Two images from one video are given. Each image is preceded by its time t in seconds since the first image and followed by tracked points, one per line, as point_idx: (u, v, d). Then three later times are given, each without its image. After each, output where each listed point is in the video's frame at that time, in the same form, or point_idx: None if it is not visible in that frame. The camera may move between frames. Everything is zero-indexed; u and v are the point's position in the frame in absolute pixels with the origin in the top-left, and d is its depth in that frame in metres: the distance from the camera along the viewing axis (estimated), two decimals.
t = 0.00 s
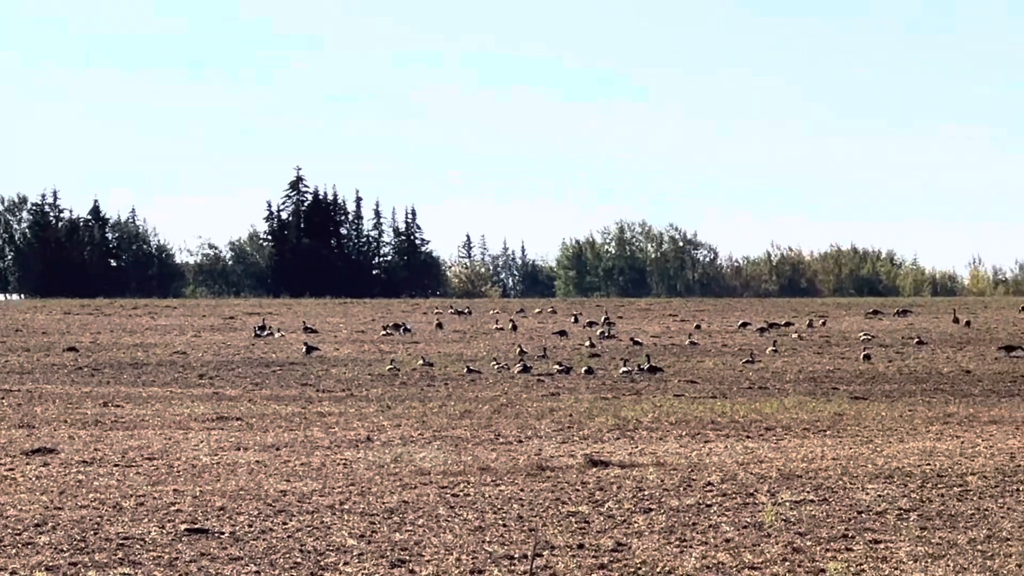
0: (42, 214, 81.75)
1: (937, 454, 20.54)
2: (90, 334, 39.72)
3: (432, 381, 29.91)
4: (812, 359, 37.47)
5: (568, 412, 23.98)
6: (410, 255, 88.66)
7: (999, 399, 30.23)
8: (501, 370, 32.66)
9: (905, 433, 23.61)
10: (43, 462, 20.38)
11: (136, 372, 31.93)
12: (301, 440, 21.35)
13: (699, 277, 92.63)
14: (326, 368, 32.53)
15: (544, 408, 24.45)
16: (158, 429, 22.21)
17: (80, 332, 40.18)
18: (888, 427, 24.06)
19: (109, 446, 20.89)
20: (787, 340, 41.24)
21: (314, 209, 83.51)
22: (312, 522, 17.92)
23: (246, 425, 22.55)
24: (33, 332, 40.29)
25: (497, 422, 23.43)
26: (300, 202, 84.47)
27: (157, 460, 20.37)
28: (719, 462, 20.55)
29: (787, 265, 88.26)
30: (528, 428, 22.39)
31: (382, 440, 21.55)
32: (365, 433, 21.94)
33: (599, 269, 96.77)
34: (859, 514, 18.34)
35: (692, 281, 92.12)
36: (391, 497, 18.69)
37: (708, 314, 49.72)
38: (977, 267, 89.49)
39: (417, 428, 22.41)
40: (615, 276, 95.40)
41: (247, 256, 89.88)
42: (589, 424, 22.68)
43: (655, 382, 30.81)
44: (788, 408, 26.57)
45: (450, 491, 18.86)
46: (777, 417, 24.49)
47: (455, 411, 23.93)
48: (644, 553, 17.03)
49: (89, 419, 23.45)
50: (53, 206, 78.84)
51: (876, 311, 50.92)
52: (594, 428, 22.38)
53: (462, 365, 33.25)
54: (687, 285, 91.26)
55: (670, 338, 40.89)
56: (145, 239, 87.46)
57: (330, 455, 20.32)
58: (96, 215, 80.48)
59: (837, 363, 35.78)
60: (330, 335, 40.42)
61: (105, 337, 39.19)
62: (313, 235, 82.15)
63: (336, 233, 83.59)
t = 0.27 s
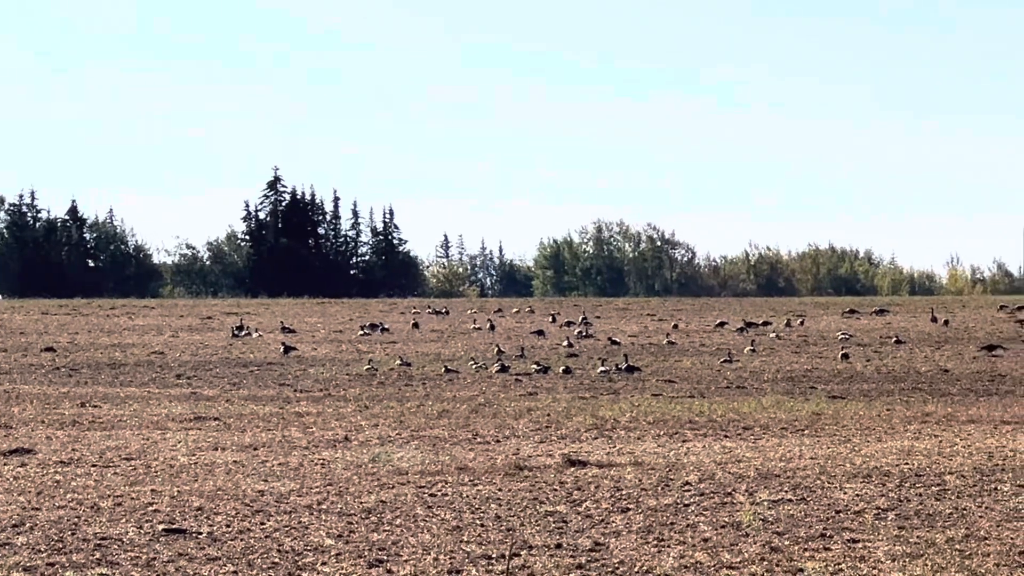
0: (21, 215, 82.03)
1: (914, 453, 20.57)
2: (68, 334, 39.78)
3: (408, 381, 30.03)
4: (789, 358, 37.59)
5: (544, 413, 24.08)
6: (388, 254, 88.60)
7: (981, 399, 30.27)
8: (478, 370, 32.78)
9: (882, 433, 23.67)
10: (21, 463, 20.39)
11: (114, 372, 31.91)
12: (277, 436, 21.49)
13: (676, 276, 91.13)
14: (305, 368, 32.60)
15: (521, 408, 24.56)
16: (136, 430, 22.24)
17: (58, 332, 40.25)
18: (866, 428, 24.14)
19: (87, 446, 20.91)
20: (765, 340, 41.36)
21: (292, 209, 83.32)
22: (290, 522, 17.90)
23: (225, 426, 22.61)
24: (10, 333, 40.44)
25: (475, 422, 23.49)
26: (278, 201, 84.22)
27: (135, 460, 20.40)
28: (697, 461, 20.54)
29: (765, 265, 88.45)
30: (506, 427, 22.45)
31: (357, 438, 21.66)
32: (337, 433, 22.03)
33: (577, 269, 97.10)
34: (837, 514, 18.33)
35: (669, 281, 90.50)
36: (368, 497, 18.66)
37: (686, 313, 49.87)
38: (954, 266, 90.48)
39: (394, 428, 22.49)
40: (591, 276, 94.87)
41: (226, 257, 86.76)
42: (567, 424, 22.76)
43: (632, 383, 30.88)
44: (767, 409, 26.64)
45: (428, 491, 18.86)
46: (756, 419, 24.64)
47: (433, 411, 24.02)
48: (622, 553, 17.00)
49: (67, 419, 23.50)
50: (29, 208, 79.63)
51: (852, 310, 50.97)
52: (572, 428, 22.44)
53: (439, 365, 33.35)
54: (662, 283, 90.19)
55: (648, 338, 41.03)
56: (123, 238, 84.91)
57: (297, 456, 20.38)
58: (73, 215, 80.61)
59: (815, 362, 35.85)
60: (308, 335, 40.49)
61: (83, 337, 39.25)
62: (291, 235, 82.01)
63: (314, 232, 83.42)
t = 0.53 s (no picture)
0: None
1: (891, 450, 20.63)
2: (43, 334, 39.79)
3: (384, 380, 30.09)
4: (765, 356, 37.69)
5: (519, 411, 24.17)
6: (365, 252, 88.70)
7: (961, 396, 30.36)
8: (454, 367, 32.88)
9: (857, 430, 23.74)
10: None
11: (89, 372, 31.81)
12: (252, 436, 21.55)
13: (653, 275, 93.28)
14: (281, 367, 32.69)
15: (496, 406, 24.63)
16: (111, 429, 22.22)
17: (34, 331, 40.27)
18: (842, 425, 24.25)
19: (62, 446, 20.87)
20: (743, 337, 41.46)
21: (268, 208, 83.52)
22: (267, 521, 17.88)
23: (201, 424, 22.62)
24: None
25: (451, 421, 23.54)
26: (255, 201, 84.41)
27: (111, 459, 20.37)
28: (674, 459, 20.54)
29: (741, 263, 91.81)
30: (481, 426, 22.51)
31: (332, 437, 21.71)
32: (310, 431, 22.07)
33: (553, 266, 97.06)
34: (813, 511, 18.34)
35: (646, 279, 92.53)
36: (345, 494, 18.63)
37: (664, 311, 50.01)
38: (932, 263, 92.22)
39: (370, 426, 22.54)
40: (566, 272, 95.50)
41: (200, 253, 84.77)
42: (543, 422, 22.83)
43: (609, 380, 30.99)
44: (745, 406, 26.72)
45: (404, 489, 18.84)
46: (733, 417, 24.72)
47: (409, 409, 24.09)
48: (598, 551, 16.99)
49: (42, 417, 23.48)
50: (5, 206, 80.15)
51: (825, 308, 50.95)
52: (548, 426, 22.44)
53: (416, 363, 33.43)
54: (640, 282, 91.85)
55: (626, 335, 41.15)
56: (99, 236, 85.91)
57: (269, 453, 20.42)
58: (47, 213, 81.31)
59: (790, 360, 35.90)
60: (283, 333, 40.55)
61: (58, 336, 39.28)
62: (267, 234, 82.20)
63: (290, 232, 83.63)
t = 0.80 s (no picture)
0: None
1: (889, 453, 20.09)
2: (16, 333, 39.29)
3: (365, 381, 29.58)
4: (760, 356, 37.06)
5: (505, 413, 23.65)
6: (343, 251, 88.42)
7: (959, 397, 29.79)
8: (437, 366, 32.41)
9: (854, 433, 23.19)
10: None
11: (60, 372, 31.47)
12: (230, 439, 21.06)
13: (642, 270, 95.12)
14: (257, 368, 32.25)
15: (480, 408, 24.10)
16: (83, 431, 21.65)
17: (5, 331, 39.80)
18: (838, 427, 23.70)
19: (32, 449, 20.30)
20: (737, 336, 40.91)
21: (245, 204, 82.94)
22: (244, 527, 17.28)
23: (175, 427, 22.19)
24: None
25: (434, 422, 22.99)
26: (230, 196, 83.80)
27: (83, 463, 19.80)
28: (664, 461, 19.99)
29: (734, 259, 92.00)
30: (465, 429, 21.95)
31: (310, 438, 21.14)
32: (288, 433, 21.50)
33: (539, 263, 98.16)
34: (808, 516, 17.77)
35: (635, 275, 94.40)
36: (324, 499, 18.06)
37: (654, 309, 49.47)
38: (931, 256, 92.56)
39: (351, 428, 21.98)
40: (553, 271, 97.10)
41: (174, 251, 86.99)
42: (529, 424, 22.29)
43: (597, 381, 30.42)
44: (737, 408, 26.15)
45: (386, 494, 18.25)
46: (726, 419, 24.16)
47: (390, 412, 23.57)
48: (586, 557, 16.40)
49: (13, 421, 22.92)
50: None
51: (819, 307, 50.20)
52: (534, 428, 21.89)
53: (397, 364, 33.00)
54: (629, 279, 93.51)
55: (615, 335, 40.63)
56: (71, 234, 85.74)
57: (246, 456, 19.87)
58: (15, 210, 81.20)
59: (785, 360, 35.25)
60: (259, 332, 40.04)
61: (30, 336, 38.77)
62: (244, 229, 81.46)
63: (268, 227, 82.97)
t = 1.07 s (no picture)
0: None
1: (908, 466, 18.60)
2: None
3: (335, 387, 28.10)
4: (767, 358, 35.51)
5: (488, 421, 22.18)
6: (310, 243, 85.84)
7: (978, 402, 28.31)
8: (413, 369, 30.95)
9: (872, 444, 21.75)
10: None
11: None
12: (186, 450, 19.59)
13: (636, 266, 95.70)
14: (216, 372, 30.83)
15: (462, 417, 22.62)
16: (26, 443, 20.10)
17: None
18: (853, 439, 22.22)
19: None
20: (739, 336, 39.36)
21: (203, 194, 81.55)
22: (202, 545, 15.68)
23: (126, 437, 20.88)
24: None
25: (409, 432, 21.45)
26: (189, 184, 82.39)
27: (25, 477, 18.22)
28: (661, 474, 18.45)
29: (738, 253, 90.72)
30: (444, 438, 20.43)
31: (275, 451, 19.54)
32: (251, 444, 19.92)
33: (525, 256, 97.56)
34: (820, 533, 16.24)
35: (629, 272, 95.04)
36: (290, 516, 16.50)
37: (649, 307, 47.96)
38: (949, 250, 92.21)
39: (319, 437, 20.44)
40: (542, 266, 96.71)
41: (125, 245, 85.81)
42: (514, 434, 20.80)
43: (588, 387, 28.87)
44: (742, 415, 24.62)
45: (357, 510, 16.68)
46: (728, 427, 22.65)
47: (362, 419, 22.07)
48: None
49: None
50: None
51: (832, 305, 48.76)
52: (522, 439, 20.35)
53: (370, 367, 31.55)
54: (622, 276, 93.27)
55: (607, 335, 39.13)
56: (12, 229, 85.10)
57: (203, 469, 18.33)
58: None
59: (793, 363, 33.68)
60: (219, 333, 38.57)
61: None
62: (201, 220, 80.15)
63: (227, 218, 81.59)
